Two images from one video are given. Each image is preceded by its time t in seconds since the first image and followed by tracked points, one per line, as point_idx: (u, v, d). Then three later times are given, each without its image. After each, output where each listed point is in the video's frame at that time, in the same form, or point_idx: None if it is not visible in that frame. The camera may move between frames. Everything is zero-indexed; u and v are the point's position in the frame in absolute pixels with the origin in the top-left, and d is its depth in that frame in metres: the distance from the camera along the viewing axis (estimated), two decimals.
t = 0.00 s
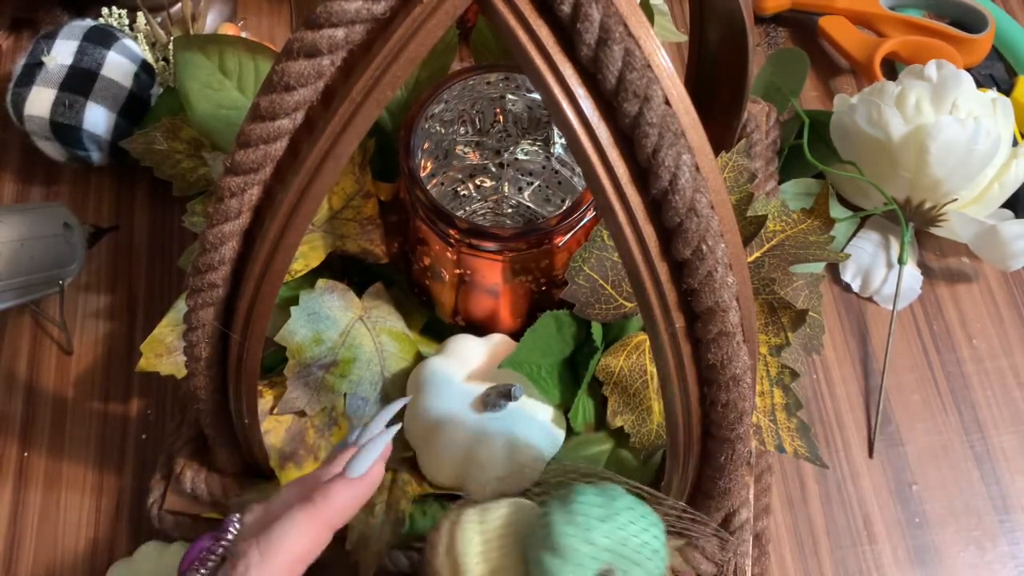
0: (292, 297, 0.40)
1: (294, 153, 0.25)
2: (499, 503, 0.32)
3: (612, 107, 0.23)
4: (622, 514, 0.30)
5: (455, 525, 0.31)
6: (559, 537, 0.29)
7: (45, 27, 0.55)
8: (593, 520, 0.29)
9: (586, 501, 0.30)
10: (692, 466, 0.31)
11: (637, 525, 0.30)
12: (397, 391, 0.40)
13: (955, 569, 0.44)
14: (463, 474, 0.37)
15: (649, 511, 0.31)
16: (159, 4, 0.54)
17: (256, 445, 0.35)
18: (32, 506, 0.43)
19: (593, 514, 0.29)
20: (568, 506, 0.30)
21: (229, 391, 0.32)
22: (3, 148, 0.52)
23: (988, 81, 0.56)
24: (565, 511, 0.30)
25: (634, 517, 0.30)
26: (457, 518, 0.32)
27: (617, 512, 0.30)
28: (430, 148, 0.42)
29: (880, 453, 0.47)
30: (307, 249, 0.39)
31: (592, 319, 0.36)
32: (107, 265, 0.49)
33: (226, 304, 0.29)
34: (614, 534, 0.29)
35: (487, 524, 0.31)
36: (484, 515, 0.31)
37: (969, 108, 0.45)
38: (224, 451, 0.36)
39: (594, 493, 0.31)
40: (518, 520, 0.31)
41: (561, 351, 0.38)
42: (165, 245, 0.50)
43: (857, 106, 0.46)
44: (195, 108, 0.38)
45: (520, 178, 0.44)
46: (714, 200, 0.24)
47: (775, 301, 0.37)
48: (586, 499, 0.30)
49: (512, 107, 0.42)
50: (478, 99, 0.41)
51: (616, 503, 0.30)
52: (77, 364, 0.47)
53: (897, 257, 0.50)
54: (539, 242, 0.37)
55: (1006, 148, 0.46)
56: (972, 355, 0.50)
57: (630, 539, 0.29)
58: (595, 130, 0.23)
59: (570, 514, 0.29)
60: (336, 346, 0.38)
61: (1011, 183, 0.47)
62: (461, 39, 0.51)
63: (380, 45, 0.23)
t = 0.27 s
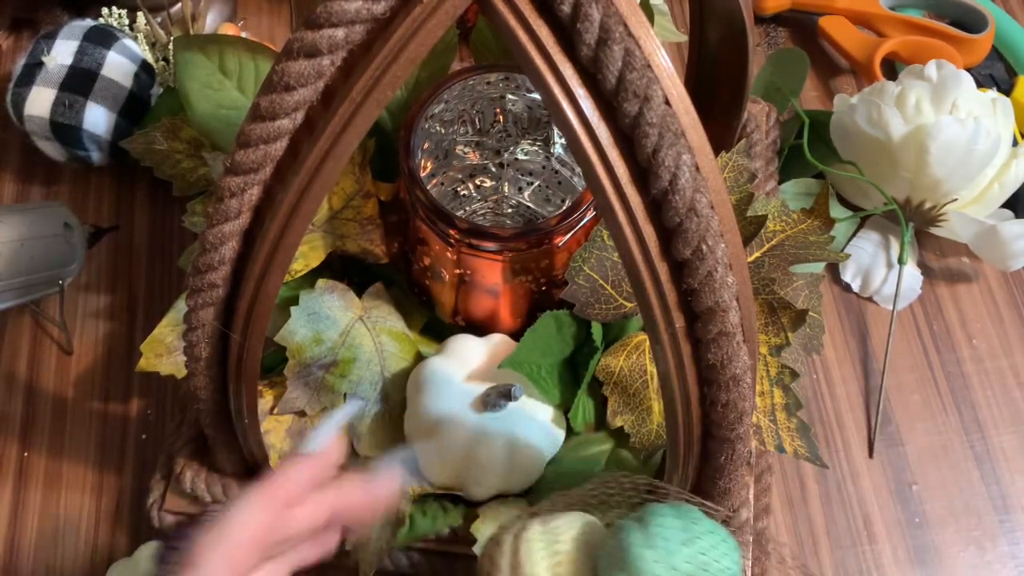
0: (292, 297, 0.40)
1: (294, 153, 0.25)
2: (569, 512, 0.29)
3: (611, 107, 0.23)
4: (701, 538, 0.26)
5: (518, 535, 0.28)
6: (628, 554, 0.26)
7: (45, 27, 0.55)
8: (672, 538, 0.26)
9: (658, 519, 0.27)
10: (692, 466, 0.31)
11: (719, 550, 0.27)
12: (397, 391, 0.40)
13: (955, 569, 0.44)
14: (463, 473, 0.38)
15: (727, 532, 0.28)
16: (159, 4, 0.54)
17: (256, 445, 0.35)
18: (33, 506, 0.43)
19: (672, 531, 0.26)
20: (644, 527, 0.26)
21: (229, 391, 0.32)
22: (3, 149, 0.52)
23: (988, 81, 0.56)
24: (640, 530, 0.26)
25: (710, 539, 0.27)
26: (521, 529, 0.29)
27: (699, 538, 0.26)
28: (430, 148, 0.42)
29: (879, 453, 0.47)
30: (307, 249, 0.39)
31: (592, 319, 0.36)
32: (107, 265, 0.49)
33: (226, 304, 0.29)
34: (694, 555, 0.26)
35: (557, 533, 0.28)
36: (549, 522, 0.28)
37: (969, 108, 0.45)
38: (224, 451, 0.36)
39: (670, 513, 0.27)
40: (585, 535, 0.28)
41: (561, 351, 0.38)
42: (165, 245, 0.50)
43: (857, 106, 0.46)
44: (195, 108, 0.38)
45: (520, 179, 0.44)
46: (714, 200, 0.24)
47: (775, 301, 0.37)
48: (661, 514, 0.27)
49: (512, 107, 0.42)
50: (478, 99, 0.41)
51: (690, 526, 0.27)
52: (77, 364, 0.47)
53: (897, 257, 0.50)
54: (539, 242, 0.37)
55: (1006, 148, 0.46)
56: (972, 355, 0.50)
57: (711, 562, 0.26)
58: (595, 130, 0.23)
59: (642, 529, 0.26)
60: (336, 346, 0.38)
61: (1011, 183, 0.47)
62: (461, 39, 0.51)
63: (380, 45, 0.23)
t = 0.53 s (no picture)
0: (292, 297, 0.40)
1: (294, 153, 0.25)
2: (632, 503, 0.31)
3: (611, 107, 0.23)
4: (778, 536, 0.28)
5: (584, 527, 0.30)
6: (710, 547, 0.27)
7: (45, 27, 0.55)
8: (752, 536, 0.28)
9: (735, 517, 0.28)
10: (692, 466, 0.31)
11: (795, 545, 0.28)
12: (397, 392, 0.40)
13: (955, 569, 0.44)
14: (462, 473, 0.37)
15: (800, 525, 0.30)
16: (159, 4, 0.54)
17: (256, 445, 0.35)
18: (33, 505, 0.43)
19: (751, 522, 0.28)
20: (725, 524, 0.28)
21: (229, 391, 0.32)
22: (3, 149, 0.52)
23: (988, 81, 0.56)
24: (720, 522, 0.28)
25: (787, 537, 0.28)
26: (587, 517, 0.30)
27: (779, 536, 0.28)
28: (430, 148, 0.42)
29: (879, 453, 0.47)
30: (307, 249, 0.40)
31: (592, 319, 0.36)
32: (107, 265, 0.49)
33: (226, 304, 0.29)
34: (771, 553, 0.28)
35: (625, 525, 0.30)
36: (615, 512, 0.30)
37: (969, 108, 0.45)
38: (224, 451, 0.36)
39: (751, 507, 0.29)
40: (651, 531, 0.30)
41: (561, 351, 0.38)
42: (166, 245, 0.50)
43: (857, 106, 0.46)
44: (195, 108, 0.38)
45: (521, 179, 0.44)
46: (714, 200, 0.24)
47: (775, 301, 0.37)
48: (739, 508, 0.28)
49: (512, 107, 0.42)
50: (478, 99, 0.41)
51: (767, 524, 0.28)
52: (77, 364, 0.47)
53: (897, 257, 0.50)
54: (539, 242, 0.37)
55: (1006, 148, 0.46)
56: (972, 355, 0.50)
57: (789, 557, 0.28)
58: (595, 130, 0.23)
59: (722, 520, 0.28)
60: (336, 346, 0.38)
61: (1011, 183, 0.47)
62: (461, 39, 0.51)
63: (380, 45, 0.23)
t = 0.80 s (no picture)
0: (292, 297, 0.40)
1: (294, 153, 0.25)
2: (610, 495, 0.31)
3: (612, 107, 0.23)
4: (759, 526, 0.28)
5: (562, 520, 0.30)
6: (691, 539, 0.27)
7: (45, 28, 0.55)
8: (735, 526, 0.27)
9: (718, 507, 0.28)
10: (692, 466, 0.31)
11: (777, 534, 0.28)
12: (397, 392, 0.40)
13: (956, 570, 0.44)
14: (463, 473, 0.38)
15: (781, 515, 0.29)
16: (159, 4, 0.54)
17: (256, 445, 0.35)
18: (32, 505, 0.43)
19: (732, 512, 0.28)
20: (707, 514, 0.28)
21: (229, 391, 0.32)
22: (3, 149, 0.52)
23: (988, 81, 0.56)
24: (701, 513, 0.28)
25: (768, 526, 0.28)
26: (565, 510, 0.30)
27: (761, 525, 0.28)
28: (430, 148, 0.42)
29: (879, 453, 0.47)
30: (307, 249, 0.40)
31: (592, 319, 0.36)
32: (106, 265, 0.49)
33: (226, 304, 0.29)
34: (752, 543, 0.27)
35: (603, 517, 0.30)
36: (593, 505, 0.30)
37: (970, 108, 0.45)
38: (224, 451, 0.36)
39: (732, 497, 0.28)
40: (630, 523, 0.30)
41: (561, 351, 0.38)
42: (166, 245, 0.50)
43: (857, 106, 0.46)
44: (195, 108, 0.38)
45: (520, 179, 0.45)
46: (715, 200, 0.24)
47: (775, 301, 0.36)
48: (720, 496, 0.28)
49: (512, 107, 0.42)
50: (478, 99, 0.41)
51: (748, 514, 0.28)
52: (77, 363, 0.47)
53: (897, 257, 0.50)
54: (539, 242, 0.37)
55: (1006, 148, 0.46)
56: (972, 354, 0.50)
57: (771, 546, 0.28)
58: (596, 130, 0.23)
59: (702, 509, 0.28)
60: (336, 346, 0.37)
61: (1010, 183, 0.47)
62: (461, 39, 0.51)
63: (380, 45, 0.22)
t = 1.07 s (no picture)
0: (292, 297, 0.40)
1: (294, 153, 0.25)
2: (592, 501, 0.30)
3: (612, 107, 0.23)
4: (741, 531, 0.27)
5: (543, 527, 0.29)
6: (671, 547, 0.27)
7: (45, 28, 0.55)
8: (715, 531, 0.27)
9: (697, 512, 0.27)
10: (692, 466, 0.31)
11: (759, 538, 0.28)
12: (397, 391, 0.40)
13: (956, 569, 0.44)
14: (463, 473, 0.38)
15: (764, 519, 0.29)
16: (160, 4, 0.54)
17: (256, 445, 0.35)
18: (32, 505, 0.43)
19: (714, 518, 0.27)
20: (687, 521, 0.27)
21: (229, 391, 0.32)
22: (3, 149, 0.52)
23: (988, 81, 0.56)
24: (681, 520, 0.27)
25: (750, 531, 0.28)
26: (545, 517, 0.30)
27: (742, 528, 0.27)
28: (430, 148, 0.42)
29: (879, 453, 0.47)
30: (307, 249, 0.40)
31: (592, 319, 0.36)
32: (107, 265, 0.49)
33: (226, 304, 0.29)
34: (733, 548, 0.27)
35: (583, 523, 0.29)
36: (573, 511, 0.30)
37: (970, 108, 0.45)
38: (223, 450, 0.36)
39: (713, 501, 0.28)
40: (612, 529, 0.29)
41: (561, 351, 0.38)
42: (166, 245, 0.50)
43: (857, 106, 0.46)
44: (195, 108, 0.38)
45: (520, 179, 0.45)
46: (715, 200, 0.24)
47: (775, 301, 0.36)
48: (701, 501, 0.28)
49: (512, 107, 0.42)
50: (478, 99, 0.41)
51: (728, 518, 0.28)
52: (77, 363, 0.47)
53: (897, 257, 0.50)
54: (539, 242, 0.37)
55: (1006, 148, 0.46)
56: (972, 354, 0.50)
57: (752, 552, 0.27)
58: (596, 130, 0.23)
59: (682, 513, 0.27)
60: (336, 346, 0.37)
61: (1010, 183, 0.47)
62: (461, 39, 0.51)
63: (380, 45, 0.22)
